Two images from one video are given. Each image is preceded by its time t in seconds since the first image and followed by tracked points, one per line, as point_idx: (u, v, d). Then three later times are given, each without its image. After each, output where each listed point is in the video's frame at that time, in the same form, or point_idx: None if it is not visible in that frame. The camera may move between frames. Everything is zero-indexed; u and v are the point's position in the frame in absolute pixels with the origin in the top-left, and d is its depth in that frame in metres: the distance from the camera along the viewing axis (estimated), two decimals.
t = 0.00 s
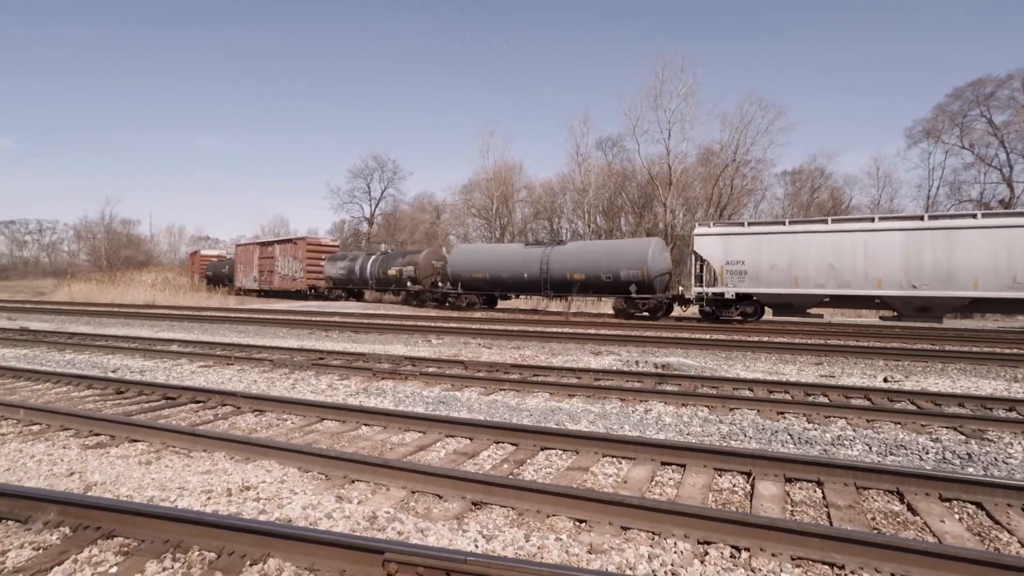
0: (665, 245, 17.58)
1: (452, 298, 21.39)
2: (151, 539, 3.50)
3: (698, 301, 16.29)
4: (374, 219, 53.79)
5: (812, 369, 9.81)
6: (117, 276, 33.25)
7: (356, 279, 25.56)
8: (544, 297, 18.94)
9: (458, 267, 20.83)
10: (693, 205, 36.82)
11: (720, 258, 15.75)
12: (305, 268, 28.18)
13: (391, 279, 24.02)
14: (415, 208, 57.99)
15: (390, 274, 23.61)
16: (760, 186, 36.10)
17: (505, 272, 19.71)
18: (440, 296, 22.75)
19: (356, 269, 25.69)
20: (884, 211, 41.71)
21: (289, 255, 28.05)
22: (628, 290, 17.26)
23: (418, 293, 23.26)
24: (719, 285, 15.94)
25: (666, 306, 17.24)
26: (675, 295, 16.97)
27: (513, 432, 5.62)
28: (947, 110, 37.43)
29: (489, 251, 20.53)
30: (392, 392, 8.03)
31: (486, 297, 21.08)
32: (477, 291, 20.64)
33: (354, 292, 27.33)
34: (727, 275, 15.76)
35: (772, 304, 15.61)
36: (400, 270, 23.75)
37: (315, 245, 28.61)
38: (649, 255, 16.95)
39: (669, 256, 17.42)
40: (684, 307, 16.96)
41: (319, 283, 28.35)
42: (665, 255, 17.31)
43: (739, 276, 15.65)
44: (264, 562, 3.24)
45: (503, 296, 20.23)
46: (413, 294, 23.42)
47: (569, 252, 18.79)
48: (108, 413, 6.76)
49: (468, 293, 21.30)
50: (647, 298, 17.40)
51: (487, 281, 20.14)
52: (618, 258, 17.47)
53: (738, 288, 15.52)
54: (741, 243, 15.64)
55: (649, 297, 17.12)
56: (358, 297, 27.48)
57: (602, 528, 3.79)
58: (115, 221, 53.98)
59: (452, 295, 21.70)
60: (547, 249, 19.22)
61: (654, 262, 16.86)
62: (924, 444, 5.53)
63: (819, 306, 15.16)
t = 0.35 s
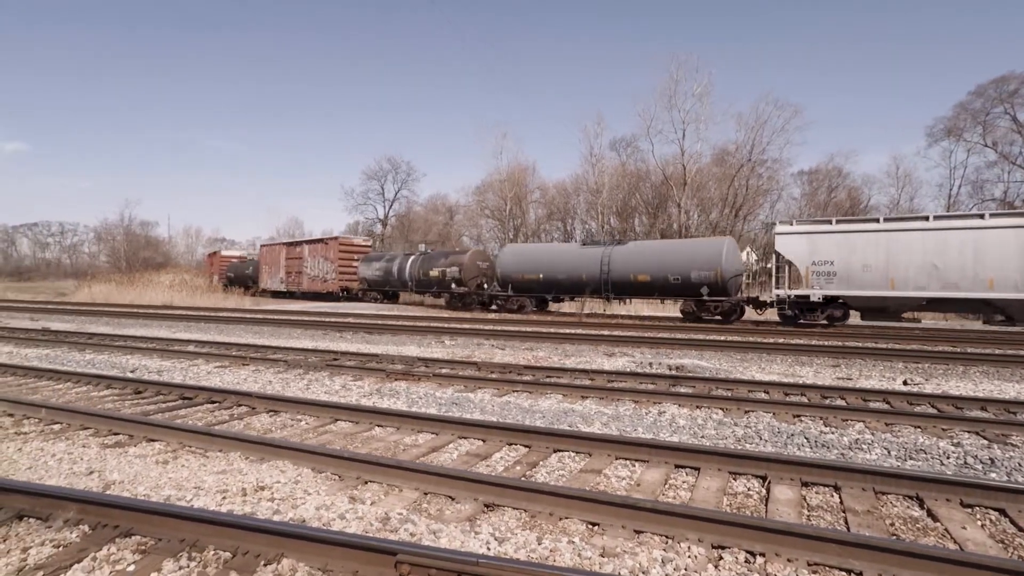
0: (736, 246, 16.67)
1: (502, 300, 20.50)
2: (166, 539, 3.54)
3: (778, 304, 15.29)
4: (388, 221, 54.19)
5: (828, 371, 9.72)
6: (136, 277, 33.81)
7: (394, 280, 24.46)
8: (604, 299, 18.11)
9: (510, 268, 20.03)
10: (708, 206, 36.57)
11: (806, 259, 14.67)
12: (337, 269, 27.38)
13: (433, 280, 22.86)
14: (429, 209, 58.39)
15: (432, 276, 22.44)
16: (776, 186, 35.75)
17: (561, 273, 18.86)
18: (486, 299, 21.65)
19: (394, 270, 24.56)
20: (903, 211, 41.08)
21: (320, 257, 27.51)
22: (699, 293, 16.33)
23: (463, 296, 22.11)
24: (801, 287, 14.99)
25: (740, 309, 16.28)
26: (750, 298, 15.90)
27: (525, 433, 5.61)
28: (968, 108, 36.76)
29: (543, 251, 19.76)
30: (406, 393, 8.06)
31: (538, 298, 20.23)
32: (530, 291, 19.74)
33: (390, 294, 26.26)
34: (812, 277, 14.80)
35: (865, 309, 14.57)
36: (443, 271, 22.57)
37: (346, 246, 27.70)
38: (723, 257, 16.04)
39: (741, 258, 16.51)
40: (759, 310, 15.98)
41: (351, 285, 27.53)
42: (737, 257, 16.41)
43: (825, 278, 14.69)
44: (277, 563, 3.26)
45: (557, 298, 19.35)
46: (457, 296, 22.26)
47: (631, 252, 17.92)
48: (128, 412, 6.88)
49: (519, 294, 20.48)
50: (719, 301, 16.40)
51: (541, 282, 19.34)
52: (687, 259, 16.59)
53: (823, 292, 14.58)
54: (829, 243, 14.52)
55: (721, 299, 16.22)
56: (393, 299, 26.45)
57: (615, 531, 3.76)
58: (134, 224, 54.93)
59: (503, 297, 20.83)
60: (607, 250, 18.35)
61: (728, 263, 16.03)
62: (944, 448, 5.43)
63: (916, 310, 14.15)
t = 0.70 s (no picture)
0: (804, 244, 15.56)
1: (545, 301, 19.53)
2: (172, 537, 3.55)
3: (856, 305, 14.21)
4: (391, 220, 54.29)
5: (831, 371, 9.71)
6: (140, 276, 33.91)
7: (424, 280, 23.66)
8: (658, 301, 16.91)
9: (553, 267, 18.79)
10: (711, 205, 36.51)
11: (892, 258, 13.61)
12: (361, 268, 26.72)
13: (468, 280, 22.09)
14: (432, 209, 58.50)
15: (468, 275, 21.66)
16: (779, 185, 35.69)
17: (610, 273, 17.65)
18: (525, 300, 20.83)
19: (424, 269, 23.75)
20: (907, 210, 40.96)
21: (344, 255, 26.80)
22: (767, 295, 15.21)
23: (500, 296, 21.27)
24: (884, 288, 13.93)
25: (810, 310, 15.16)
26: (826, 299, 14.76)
27: (529, 432, 5.62)
28: (973, 107, 36.64)
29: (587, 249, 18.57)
30: (410, 393, 8.08)
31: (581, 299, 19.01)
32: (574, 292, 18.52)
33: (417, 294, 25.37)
34: (896, 278, 13.78)
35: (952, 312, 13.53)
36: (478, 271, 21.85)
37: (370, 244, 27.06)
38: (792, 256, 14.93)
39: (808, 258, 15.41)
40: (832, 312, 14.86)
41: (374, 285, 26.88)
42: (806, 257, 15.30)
43: (912, 278, 13.62)
44: (282, 562, 3.27)
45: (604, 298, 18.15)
46: (494, 296, 21.38)
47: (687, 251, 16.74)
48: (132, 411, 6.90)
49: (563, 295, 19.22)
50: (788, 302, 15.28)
51: (587, 283, 18.08)
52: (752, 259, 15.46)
53: (910, 294, 13.57)
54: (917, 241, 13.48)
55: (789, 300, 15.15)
56: (419, 301, 25.64)
57: (619, 531, 3.76)
58: (138, 223, 55.14)
59: (544, 298, 19.72)
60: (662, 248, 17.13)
61: (796, 262, 14.91)
62: (949, 448, 5.42)
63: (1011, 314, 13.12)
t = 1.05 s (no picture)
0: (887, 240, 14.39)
1: (597, 303, 18.08)
2: (179, 534, 3.56)
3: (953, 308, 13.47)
4: (397, 220, 54.40)
5: (839, 370, 9.66)
6: (148, 276, 34.11)
7: (461, 280, 22.34)
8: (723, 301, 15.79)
9: (605, 267, 17.54)
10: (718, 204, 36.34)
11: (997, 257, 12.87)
12: (389, 267, 25.62)
13: (509, 280, 20.82)
14: (438, 209, 58.59)
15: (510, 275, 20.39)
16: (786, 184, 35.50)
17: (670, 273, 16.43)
18: (571, 301, 19.46)
19: (461, 269, 22.31)
20: (917, 209, 40.63)
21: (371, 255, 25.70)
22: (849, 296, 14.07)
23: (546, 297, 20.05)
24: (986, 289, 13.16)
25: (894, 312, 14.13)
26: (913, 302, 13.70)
27: (535, 432, 5.59)
28: (984, 104, 36.32)
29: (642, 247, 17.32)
30: (416, 392, 8.08)
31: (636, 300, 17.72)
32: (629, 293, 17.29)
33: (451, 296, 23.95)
34: (999, 277, 13.03)
35: None
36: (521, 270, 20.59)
37: (399, 243, 25.95)
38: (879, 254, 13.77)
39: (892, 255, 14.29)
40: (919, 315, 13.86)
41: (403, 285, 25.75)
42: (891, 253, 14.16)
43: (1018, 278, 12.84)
44: (288, 560, 3.27)
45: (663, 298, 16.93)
46: (540, 297, 19.95)
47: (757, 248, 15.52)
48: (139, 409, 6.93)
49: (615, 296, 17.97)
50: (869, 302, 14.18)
51: (644, 283, 16.86)
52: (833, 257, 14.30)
53: (1015, 294, 12.77)
54: None
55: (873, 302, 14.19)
56: (452, 302, 24.31)
57: (625, 530, 3.74)
58: (147, 224, 55.55)
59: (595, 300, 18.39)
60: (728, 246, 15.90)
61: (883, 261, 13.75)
62: (960, 449, 5.36)
63: None
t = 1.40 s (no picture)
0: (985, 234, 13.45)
1: (657, 305, 16.93)
2: (187, 529, 3.57)
3: None
4: (407, 220, 54.51)
5: (851, 370, 9.55)
6: (160, 276, 34.40)
7: (505, 280, 20.91)
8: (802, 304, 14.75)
9: (668, 266, 16.33)
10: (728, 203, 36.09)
11: None
12: (423, 267, 24.35)
13: (559, 280, 19.58)
14: (447, 208, 58.65)
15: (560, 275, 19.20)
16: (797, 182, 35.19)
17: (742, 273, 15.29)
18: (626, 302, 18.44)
19: (504, 269, 21.01)
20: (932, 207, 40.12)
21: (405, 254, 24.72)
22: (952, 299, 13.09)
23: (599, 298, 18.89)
24: None
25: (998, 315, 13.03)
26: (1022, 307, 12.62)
27: (543, 430, 5.57)
28: (1000, 100, 35.79)
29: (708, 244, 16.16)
30: (423, 390, 8.07)
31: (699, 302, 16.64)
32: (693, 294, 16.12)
33: (490, 297, 22.69)
34: None
35: None
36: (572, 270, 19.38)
37: (434, 241, 25.02)
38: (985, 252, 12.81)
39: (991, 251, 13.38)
40: None
41: (438, 287, 24.46)
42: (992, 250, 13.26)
43: None
44: (294, 555, 3.27)
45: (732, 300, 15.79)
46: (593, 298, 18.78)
47: (841, 246, 14.36)
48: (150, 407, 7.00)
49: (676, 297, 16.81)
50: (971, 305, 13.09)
51: (710, 283, 15.74)
52: (932, 256, 13.28)
53: None
54: None
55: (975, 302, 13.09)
56: (492, 303, 23.07)
57: (634, 529, 3.70)
58: (159, 224, 56.05)
59: (654, 300, 17.29)
60: (808, 243, 14.73)
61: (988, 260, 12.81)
62: (976, 449, 5.27)
63: None
